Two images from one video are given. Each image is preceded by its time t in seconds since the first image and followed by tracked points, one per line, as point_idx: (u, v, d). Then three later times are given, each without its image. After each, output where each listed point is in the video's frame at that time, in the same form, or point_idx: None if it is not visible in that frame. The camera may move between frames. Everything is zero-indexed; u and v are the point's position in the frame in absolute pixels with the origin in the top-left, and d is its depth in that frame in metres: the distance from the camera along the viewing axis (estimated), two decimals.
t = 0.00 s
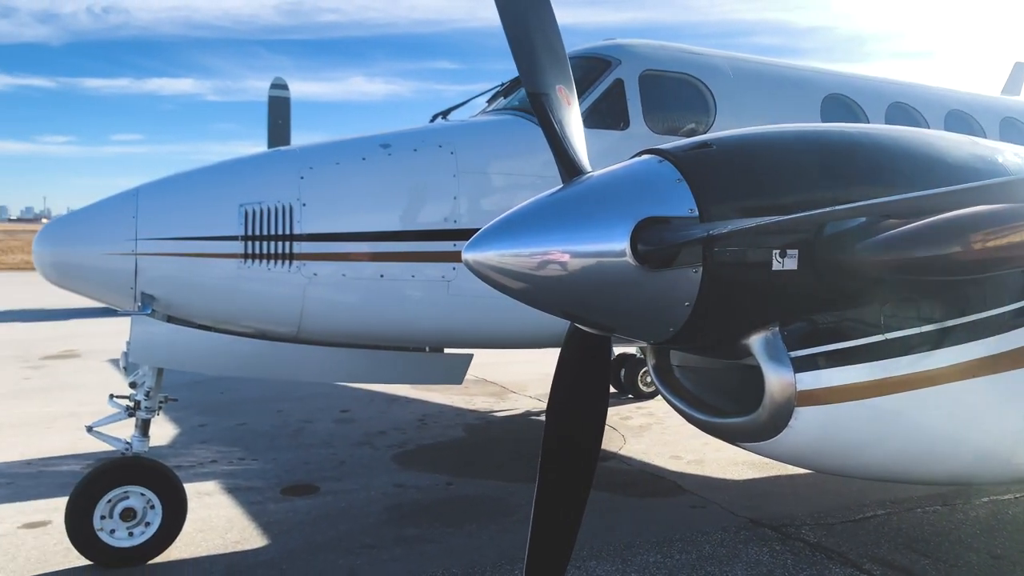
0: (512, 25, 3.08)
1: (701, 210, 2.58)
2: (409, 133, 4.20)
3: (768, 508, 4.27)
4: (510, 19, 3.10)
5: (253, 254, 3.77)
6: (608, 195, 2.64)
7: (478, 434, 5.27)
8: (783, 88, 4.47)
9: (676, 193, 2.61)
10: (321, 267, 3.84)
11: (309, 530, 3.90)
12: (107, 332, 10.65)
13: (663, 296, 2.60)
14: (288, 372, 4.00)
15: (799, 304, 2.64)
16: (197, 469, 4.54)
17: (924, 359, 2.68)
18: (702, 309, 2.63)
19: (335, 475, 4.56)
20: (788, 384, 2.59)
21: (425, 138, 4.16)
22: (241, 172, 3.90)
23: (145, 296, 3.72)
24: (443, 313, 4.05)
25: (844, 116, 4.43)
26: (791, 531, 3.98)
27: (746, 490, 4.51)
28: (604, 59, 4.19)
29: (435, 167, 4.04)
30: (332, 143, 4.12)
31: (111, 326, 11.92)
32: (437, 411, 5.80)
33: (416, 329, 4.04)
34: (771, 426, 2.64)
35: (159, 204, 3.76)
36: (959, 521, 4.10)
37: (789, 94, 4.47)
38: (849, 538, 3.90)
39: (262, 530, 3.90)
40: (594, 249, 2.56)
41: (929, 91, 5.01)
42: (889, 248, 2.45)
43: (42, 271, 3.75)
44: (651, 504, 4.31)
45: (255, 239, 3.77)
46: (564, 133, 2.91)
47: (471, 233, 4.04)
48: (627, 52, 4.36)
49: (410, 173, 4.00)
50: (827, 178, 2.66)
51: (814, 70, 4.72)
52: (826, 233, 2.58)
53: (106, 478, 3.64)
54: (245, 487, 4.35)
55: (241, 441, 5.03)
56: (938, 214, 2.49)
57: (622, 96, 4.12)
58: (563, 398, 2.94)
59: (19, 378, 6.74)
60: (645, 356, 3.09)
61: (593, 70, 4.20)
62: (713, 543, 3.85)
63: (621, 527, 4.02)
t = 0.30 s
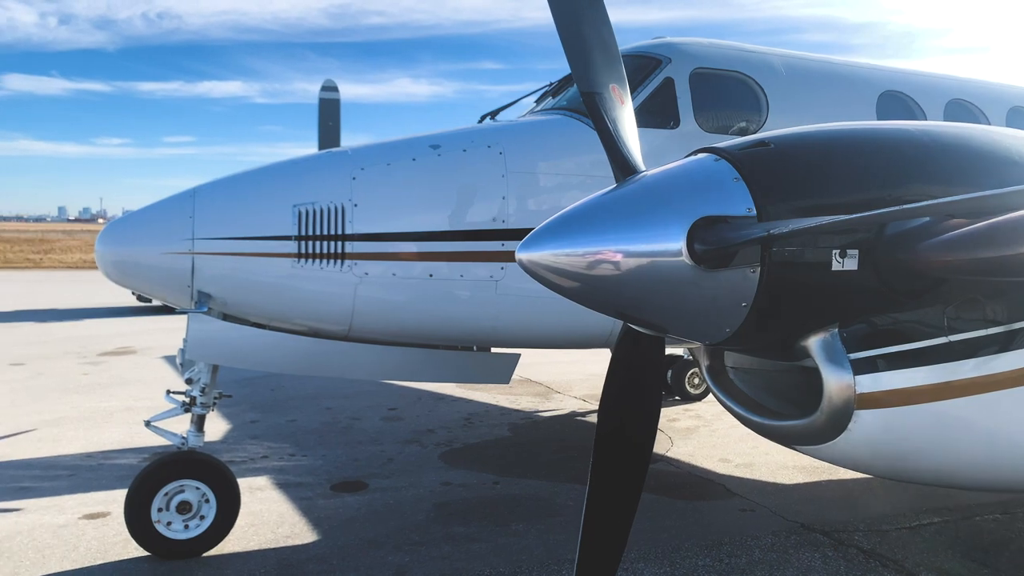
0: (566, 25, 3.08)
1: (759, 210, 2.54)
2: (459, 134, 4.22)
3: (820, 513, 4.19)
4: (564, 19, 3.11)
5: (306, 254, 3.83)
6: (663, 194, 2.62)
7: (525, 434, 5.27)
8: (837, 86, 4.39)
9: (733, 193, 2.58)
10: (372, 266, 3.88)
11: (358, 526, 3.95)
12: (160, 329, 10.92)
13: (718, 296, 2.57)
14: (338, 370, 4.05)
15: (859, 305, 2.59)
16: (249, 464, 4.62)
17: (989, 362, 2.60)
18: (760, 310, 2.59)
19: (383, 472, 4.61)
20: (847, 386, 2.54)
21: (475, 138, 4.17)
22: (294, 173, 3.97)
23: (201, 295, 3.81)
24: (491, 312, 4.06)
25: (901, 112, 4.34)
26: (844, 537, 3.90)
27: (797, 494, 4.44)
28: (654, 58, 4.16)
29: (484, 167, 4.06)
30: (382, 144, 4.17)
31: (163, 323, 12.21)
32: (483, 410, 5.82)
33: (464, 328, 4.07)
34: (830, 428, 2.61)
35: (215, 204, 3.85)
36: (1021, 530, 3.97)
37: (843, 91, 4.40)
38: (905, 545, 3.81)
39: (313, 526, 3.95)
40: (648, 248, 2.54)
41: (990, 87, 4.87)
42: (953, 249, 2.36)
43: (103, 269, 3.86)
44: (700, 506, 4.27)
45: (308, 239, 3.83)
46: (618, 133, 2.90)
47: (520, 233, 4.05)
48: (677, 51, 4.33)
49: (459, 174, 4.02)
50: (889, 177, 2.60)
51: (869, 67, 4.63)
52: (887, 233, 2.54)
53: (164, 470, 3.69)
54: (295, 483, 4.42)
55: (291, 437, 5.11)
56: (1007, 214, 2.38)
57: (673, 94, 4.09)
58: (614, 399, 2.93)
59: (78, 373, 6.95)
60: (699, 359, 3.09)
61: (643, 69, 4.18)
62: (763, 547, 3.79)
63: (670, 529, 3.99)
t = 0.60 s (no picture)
0: (616, 25, 3.07)
1: (815, 210, 2.49)
2: (504, 134, 4.23)
3: (871, 519, 4.10)
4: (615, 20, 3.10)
5: (354, 254, 3.87)
6: (715, 194, 2.59)
7: (568, 434, 5.27)
8: (890, 82, 4.31)
9: (788, 192, 2.53)
10: (419, 266, 3.91)
11: (404, 523, 3.98)
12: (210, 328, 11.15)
13: (772, 296, 2.53)
14: (386, 368, 4.12)
15: (918, 307, 2.53)
16: (297, 460, 4.69)
17: None
18: (815, 311, 2.54)
19: (428, 470, 4.64)
20: (904, 389, 2.48)
21: (520, 139, 4.17)
22: (343, 174, 4.02)
23: (253, 293, 3.89)
24: (536, 312, 4.07)
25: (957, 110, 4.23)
26: (897, 544, 3.81)
27: (847, 499, 4.36)
28: (702, 56, 4.13)
29: (530, 167, 4.06)
30: (429, 145, 4.20)
31: (213, 322, 12.47)
32: (526, 410, 5.83)
33: (508, 327, 4.08)
34: (886, 431, 2.55)
35: (266, 204, 3.91)
36: None
37: (896, 88, 4.31)
38: (961, 553, 3.71)
39: (359, 522, 4.00)
40: (700, 248, 2.52)
41: None
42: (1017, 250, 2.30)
43: (158, 268, 3.96)
44: (747, 509, 4.22)
45: (356, 239, 3.87)
46: (668, 132, 2.88)
47: (566, 232, 4.04)
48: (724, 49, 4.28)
49: (506, 174, 4.03)
50: (949, 175, 2.54)
51: (923, 63, 4.53)
52: (947, 232, 2.48)
53: (215, 465, 3.75)
54: (342, 480, 4.48)
55: (338, 434, 5.18)
56: None
57: (721, 92, 4.05)
58: (665, 400, 2.91)
59: (132, 370, 7.14)
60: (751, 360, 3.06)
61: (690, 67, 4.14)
62: (813, 552, 3.73)
63: (716, 532, 3.95)
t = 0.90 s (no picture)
0: (664, 23, 3.05)
1: (868, 211, 2.45)
2: (547, 135, 4.22)
3: (922, 526, 4.01)
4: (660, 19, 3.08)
5: (399, 254, 3.92)
6: (766, 194, 2.56)
7: (609, 436, 5.25)
8: (942, 80, 4.22)
9: (842, 192, 2.49)
10: (462, 266, 3.94)
11: (446, 522, 4.01)
12: (253, 326, 11.31)
13: (825, 298, 2.50)
14: (424, 365, 4.10)
15: (975, 310, 2.48)
16: (341, 458, 4.76)
17: None
18: (868, 313, 2.51)
19: (470, 469, 4.66)
20: (961, 393, 2.40)
21: (564, 139, 4.16)
22: (388, 176, 4.06)
23: (300, 293, 3.96)
24: (578, 313, 4.06)
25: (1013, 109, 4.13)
26: (949, 552, 3.72)
27: (897, 506, 4.27)
28: (748, 55, 4.09)
29: (574, 168, 4.04)
30: (473, 146, 4.21)
31: (255, 321, 12.66)
32: (567, 411, 5.83)
33: (550, 328, 4.07)
34: (942, 436, 2.48)
35: (314, 206, 3.98)
36: None
37: (948, 86, 4.22)
38: (1016, 563, 3.61)
39: (402, 520, 4.03)
40: (750, 250, 2.49)
41: None
42: None
43: (209, 268, 4.06)
44: (793, 514, 4.17)
45: (401, 240, 3.91)
46: (717, 133, 2.85)
47: (610, 233, 4.03)
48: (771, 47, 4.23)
49: (549, 175, 4.03)
50: (1009, 175, 2.47)
51: (977, 60, 4.42)
52: (1006, 235, 2.44)
53: (264, 462, 3.82)
54: (385, 478, 4.52)
55: (381, 433, 5.23)
56: None
57: (767, 91, 4.00)
58: (713, 401, 2.89)
59: (179, 368, 7.29)
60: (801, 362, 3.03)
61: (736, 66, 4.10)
62: (861, 559, 3.66)
63: (762, 538, 3.90)
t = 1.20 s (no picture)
0: (710, 21, 3.03)
1: (921, 211, 2.40)
2: (587, 134, 4.21)
3: (970, 532, 3.93)
4: (706, 17, 3.06)
5: (440, 254, 3.95)
6: (814, 193, 2.52)
7: (648, 437, 5.23)
8: (993, 76, 4.12)
9: (893, 190, 2.44)
10: (502, 266, 3.95)
11: (485, 520, 4.02)
12: (291, 325, 11.42)
13: (875, 299, 2.46)
14: (468, 365, 4.11)
15: None
16: (381, 456, 4.81)
17: None
18: (920, 315, 2.46)
19: (508, 468, 4.67)
20: (1018, 396, 2.34)
21: (604, 138, 4.15)
22: (430, 176, 4.09)
23: (343, 292, 4.02)
24: (618, 313, 4.05)
25: None
26: (999, 559, 3.64)
27: (944, 511, 4.19)
28: (792, 53, 4.04)
29: (614, 168, 4.03)
30: (514, 146, 4.22)
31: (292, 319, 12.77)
32: (605, 411, 5.82)
33: (590, 327, 4.07)
34: (997, 440, 2.43)
35: (356, 206, 4.02)
36: None
37: (1000, 82, 4.13)
38: None
39: (441, 518, 4.06)
40: (798, 250, 2.46)
41: None
42: None
43: (254, 267, 4.13)
44: (837, 518, 4.11)
45: (443, 239, 3.95)
46: (764, 131, 2.83)
47: (650, 232, 4.01)
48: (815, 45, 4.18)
49: (589, 175, 4.02)
50: None
51: None
52: None
53: (306, 458, 3.86)
54: (424, 475, 4.56)
55: (420, 431, 5.27)
56: None
57: (812, 89, 3.95)
58: (759, 401, 2.87)
59: (223, 365, 7.42)
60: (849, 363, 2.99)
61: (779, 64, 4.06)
62: (907, 565, 3.59)
63: (805, 542, 3.84)
